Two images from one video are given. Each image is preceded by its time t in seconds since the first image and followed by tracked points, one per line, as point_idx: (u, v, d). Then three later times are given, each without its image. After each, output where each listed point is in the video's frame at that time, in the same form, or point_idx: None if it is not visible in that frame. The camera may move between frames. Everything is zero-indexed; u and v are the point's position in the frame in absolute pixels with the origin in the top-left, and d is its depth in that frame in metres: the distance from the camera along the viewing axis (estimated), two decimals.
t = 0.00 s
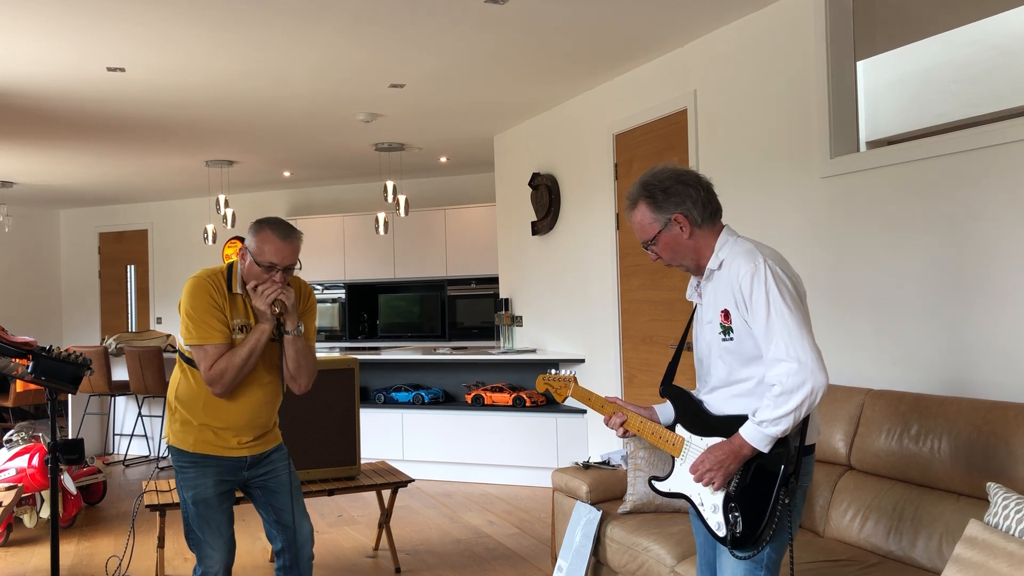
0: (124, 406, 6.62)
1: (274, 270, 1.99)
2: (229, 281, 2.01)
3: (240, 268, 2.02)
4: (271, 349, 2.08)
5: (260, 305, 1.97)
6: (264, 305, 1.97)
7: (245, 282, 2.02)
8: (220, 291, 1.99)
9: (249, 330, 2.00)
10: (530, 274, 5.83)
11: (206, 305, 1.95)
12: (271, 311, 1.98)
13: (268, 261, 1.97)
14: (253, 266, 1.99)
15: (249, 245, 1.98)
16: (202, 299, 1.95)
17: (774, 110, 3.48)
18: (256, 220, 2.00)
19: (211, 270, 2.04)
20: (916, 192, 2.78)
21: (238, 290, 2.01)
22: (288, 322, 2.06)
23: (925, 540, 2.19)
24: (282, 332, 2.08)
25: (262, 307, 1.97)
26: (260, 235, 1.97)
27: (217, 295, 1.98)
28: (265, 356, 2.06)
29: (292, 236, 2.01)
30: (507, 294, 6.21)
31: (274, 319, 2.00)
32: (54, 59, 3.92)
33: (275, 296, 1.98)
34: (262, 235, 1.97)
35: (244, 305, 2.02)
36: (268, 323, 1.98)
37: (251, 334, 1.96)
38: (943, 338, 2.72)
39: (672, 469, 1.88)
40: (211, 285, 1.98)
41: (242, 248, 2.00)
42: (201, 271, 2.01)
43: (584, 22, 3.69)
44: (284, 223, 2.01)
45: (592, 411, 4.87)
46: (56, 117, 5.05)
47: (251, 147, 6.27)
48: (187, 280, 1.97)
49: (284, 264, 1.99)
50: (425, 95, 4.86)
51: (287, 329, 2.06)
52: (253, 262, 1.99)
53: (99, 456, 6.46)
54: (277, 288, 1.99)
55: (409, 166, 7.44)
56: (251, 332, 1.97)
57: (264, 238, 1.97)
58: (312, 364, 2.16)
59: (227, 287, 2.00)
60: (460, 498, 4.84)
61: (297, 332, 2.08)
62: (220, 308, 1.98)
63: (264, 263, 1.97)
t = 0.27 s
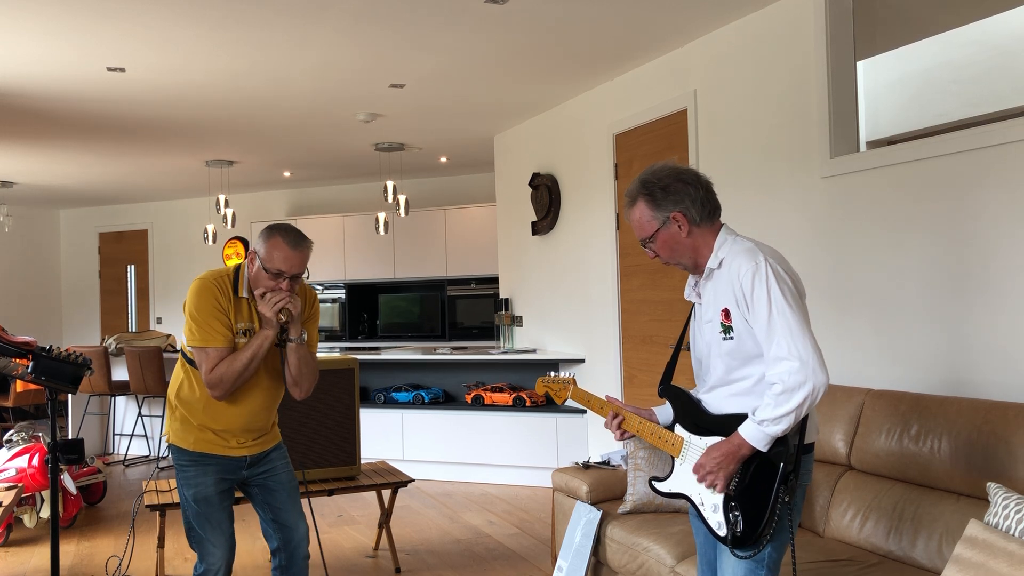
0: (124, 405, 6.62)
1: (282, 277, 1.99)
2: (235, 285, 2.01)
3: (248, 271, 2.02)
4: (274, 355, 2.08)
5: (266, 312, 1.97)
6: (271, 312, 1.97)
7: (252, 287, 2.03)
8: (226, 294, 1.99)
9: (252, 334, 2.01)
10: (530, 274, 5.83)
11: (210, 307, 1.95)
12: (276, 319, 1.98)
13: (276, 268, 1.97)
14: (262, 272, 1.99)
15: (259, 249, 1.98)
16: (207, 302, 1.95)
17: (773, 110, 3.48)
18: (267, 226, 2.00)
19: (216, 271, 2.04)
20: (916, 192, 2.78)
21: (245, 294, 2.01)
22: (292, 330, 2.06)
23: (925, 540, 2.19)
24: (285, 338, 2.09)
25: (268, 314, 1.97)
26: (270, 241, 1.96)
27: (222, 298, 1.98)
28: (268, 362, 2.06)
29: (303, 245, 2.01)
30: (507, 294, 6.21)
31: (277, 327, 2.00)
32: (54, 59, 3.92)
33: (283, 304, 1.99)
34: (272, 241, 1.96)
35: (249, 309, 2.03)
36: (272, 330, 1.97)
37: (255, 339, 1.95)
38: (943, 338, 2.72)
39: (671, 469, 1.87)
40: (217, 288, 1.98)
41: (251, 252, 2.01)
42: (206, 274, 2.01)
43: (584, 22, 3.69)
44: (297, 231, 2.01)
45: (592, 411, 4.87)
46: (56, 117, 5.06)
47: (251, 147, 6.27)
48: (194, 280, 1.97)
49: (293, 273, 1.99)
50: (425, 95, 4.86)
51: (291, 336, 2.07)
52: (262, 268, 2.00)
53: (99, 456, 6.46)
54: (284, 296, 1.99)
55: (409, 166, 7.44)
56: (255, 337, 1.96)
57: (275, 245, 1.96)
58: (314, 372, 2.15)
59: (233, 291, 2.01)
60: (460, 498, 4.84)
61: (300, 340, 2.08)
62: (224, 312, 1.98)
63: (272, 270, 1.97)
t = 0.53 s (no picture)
0: (124, 405, 6.62)
1: (281, 260, 1.99)
2: (232, 275, 2.02)
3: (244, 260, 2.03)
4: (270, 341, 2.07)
5: (260, 291, 1.97)
6: (264, 291, 1.96)
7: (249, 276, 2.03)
8: (223, 283, 2.00)
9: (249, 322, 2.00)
10: (530, 274, 5.83)
11: (208, 295, 1.95)
12: (268, 297, 1.97)
13: (273, 251, 1.97)
14: (258, 256, 1.98)
15: (254, 235, 1.99)
16: (204, 290, 1.95)
17: (773, 110, 3.49)
18: (262, 213, 2.02)
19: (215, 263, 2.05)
20: (916, 192, 2.78)
21: (242, 283, 2.02)
22: (286, 313, 2.05)
23: (925, 540, 2.19)
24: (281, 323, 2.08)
25: (261, 294, 1.96)
26: (266, 227, 1.97)
27: (219, 287, 1.98)
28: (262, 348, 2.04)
29: (297, 228, 2.02)
30: (507, 294, 6.21)
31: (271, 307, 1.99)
32: (54, 59, 3.92)
33: (278, 284, 1.98)
34: (268, 225, 1.97)
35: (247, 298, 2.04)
36: (264, 310, 1.95)
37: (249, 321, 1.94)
38: (943, 338, 2.72)
39: (671, 466, 1.87)
40: (214, 276, 1.98)
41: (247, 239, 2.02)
42: (206, 264, 2.01)
43: (584, 22, 3.69)
44: (290, 216, 2.02)
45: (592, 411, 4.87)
46: (56, 118, 5.06)
47: (251, 147, 6.27)
48: (192, 270, 1.98)
49: (289, 255, 1.99)
50: (425, 95, 4.86)
51: (285, 319, 2.06)
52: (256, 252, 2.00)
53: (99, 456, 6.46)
54: (280, 276, 1.99)
55: (409, 166, 7.44)
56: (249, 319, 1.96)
57: (270, 229, 1.97)
58: (313, 358, 2.14)
59: (229, 281, 2.02)
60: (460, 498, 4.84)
61: (294, 323, 2.06)
62: (222, 300, 1.98)
63: (270, 253, 1.97)
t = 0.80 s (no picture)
0: (124, 405, 6.62)
1: (284, 270, 1.99)
2: (237, 283, 2.01)
3: (249, 268, 2.02)
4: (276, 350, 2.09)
5: (269, 305, 1.98)
6: (272, 305, 1.97)
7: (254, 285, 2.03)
8: (229, 292, 1.99)
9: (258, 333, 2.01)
10: (530, 274, 5.83)
11: (214, 306, 1.95)
12: (278, 312, 1.98)
13: (279, 261, 1.97)
14: (264, 266, 1.98)
15: (259, 244, 1.98)
16: (210, 301, 1.94)
17: (773, 110, 3.49)
18: (266, 221, 2.00)
19: (216, 271, 2.03)
20: (916, 192, 2.79)
21: (248, 293, 2.01)
22: (292, 323, 2.07)
23: (925, 541, 2.19)
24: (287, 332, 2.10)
25: (270, 308, 1.98)
26: (271, 236, 1.96)
27: (226, 297, 1.98)
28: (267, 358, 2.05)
29: (302, 238, 2.02)
30: (507, 294, 6.21)
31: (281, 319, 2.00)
32: (54, 59, 3.92)
33: (284, 297, 1.99)
34: (272, 235, 1.97)
35: (252, 308, 2.03)
36: (275, 323, 1.97)
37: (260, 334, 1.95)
38: (943, 338, 2.72)
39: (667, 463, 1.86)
40: (219, 287, 1.97)
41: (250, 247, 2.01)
42: (209, 273, 2.01)
43: (584, 22, 3.69)
44: (295, 224, 2.02)
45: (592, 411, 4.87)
46: (56, 118, 5.06)
47: (251, 147, 6.27)
48: (194, 282, 1.96)
49: (295, 265, 2.00)
50: (425, 95, 4.86)
51: (292, 329, 2.08)
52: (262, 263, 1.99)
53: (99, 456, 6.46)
54: (287, 289, 2.00)
55: (409, 166, 7.44)
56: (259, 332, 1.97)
57: (275, 239, 1.97)
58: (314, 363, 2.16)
59: (234, 290, 2.01)
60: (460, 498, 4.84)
61: (300, 333, 2.10)
62: (230, 311, 1.98)
63: (275, 263, 1.97)
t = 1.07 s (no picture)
0: (124, 405, 6.62)
1: (269, 254, 2.00)
2: (225, 271, 2.02)
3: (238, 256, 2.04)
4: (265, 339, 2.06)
5: (253, 286, 1.96)
6: (257, 287, 1.95)
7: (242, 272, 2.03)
8: (215, 280, 2.00)
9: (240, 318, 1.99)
10: (530, 274, 5.82)
11: (200, 292, 1.96)
12: (261, 294, 1.95)
13: (262, 245, 1.98)
14: (247, 251, 1.99)
15: (244, 230, 2.00)
16: (196, 287, 1.96)
17: (773, 111, 3.49)
18: (253, 208, 2.03)
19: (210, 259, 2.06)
20: (916, 192, 2.79)
21: (235, 279, 2.02)
22: (280, 309, 2.04)
23: (925, 540, 2.19)
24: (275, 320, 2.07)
25: (253, 290, 1.96)
26: (255, 222, 1.98)
27: (212, 284, 1.99)
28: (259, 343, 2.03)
29: (286, 222, 2.03)
30: (507, 294, 6.21)
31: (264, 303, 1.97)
32: (54, 59, 3.92)
33: (269, 279, 1.97)
34: (256, 220, 1.98)
35: (240, 295, 2.04)
36: (257, 307, 1.94)
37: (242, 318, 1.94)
38: (943, 338, 2.71)
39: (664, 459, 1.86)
40: (206, 273, 1.99)
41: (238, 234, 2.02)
42: (199, 261, 2.02)
43: (584, 22, 3.68)
44: (280, 211, 2.03)
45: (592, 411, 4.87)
46: (56, 118, 5.06)
47: (251, 147, 6.27)
48: (183, 269, 1.99)
49: (277, 249, 1.99)
50: (425, 95, 4.86)
51: (279, 316, 2.05)
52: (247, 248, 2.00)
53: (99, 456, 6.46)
54: (271, 272, 1.98)
55: (409, 166, 7.44)
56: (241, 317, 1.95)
57: (258, 223, 1.98)
58: (309, 354, 2.14)
59: (223, 277, 2.02)
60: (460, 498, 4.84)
61: (289, 319, 2.06)
62: (215, 297, 1.98)
63: (258, 247, 1.98)
